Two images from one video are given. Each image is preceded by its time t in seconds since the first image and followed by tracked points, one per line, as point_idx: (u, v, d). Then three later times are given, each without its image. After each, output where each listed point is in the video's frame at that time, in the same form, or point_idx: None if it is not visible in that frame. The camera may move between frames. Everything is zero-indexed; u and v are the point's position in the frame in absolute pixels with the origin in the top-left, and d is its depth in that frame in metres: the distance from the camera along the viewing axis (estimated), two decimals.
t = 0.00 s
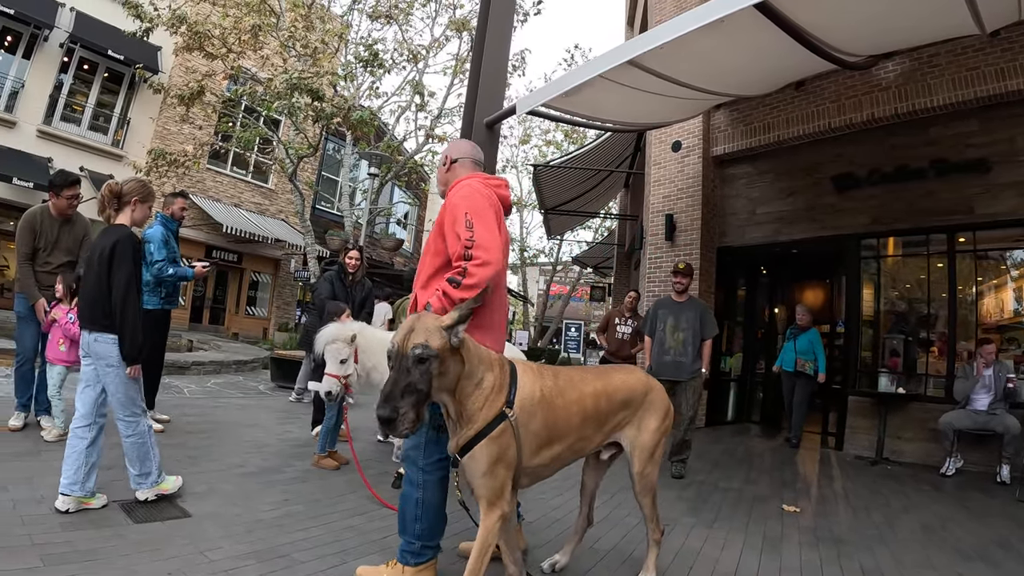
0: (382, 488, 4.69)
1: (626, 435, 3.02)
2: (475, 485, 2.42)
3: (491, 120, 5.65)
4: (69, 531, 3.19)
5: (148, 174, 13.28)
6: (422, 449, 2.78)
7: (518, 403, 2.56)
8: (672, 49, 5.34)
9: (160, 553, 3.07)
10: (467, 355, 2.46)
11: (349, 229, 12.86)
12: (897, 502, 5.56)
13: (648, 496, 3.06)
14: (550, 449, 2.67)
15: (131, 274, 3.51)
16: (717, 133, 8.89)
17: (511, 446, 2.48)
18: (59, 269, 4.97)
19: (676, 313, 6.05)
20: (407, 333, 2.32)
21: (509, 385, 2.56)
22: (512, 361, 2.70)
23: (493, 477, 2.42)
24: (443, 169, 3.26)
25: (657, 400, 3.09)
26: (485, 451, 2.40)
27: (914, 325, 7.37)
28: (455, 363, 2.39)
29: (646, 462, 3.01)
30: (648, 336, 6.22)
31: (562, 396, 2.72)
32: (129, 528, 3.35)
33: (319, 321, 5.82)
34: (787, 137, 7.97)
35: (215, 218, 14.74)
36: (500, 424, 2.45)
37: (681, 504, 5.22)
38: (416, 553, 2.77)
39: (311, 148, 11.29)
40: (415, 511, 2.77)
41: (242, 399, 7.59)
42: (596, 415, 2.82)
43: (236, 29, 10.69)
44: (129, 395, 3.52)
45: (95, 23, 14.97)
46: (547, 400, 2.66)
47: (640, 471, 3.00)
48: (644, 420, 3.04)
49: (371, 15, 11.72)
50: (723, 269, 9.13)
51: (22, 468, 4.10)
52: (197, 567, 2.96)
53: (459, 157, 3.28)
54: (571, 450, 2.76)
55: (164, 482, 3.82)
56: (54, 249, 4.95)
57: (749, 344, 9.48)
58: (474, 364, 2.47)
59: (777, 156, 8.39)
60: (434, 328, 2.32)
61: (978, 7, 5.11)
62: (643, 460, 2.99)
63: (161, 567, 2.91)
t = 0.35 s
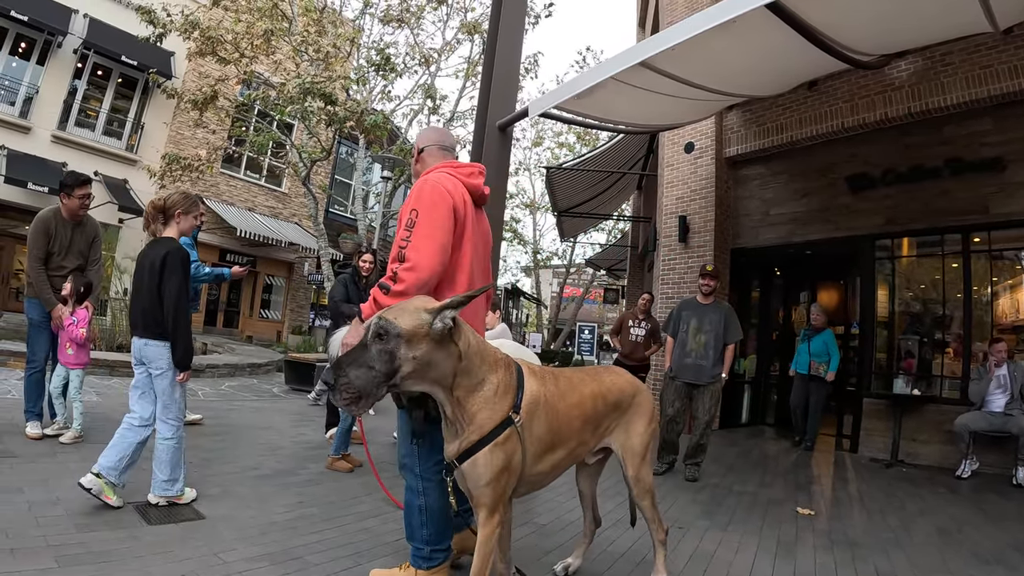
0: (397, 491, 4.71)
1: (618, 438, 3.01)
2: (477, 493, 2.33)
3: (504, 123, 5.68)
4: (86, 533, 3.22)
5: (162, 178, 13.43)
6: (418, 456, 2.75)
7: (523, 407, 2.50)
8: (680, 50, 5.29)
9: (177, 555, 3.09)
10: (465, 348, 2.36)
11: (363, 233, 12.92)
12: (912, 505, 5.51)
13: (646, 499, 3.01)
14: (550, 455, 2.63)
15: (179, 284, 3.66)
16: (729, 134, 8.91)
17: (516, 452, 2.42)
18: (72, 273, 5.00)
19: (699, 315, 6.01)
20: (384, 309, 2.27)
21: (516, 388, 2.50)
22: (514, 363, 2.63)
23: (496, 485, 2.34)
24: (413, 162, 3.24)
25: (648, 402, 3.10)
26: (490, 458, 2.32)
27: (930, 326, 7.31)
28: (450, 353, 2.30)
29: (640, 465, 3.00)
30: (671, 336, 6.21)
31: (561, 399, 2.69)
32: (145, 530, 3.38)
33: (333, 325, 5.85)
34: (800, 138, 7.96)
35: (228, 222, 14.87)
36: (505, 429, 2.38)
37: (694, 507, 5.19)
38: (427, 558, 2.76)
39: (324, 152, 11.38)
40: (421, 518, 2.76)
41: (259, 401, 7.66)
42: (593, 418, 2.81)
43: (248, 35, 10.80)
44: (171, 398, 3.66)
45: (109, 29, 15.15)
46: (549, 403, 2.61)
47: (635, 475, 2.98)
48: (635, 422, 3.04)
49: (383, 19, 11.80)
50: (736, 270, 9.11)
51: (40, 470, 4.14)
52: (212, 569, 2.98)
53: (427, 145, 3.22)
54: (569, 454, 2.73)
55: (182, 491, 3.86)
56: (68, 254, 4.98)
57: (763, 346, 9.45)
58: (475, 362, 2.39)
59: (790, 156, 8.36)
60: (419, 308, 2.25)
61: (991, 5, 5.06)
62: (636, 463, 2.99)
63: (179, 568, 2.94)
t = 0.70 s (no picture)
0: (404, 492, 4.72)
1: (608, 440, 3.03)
2: (474, 498, 2.28)
3: (508, 124, 5.69)
4: (92, 534, 3.23)
5: (167, 180, 13.48)
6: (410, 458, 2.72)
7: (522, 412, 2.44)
8: (684, 50, 5.27)
9: (184, 556, 3.10)
10: (443, 341, 2.29)
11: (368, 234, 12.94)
12: (919, 506, 5.49)
13: (640, 500, 3.05)
14: (545, 459, 2.60)
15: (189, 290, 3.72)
16: (734, 134, 8.91)
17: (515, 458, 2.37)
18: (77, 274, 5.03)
19: (710, 315, 6.01)
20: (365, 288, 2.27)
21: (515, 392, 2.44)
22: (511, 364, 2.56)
23: (494, 491, 2.29)
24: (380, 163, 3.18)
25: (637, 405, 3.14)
26: (489, 463, 2.26)
27: (936, 326, 7.29)
28: (423, 340, 2.25)
29: (631, 468, 3.01)
30: (680, 336, 6.20)
31: (556, 403, 2.66)
32: (152, 531, 3.39)
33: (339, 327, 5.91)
34: (805, 137, 7.94)
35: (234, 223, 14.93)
36: (505, 435, 2.32)
37: (700, 509, 5.19)
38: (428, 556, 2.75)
39: (329, 154, 11.42)
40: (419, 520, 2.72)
41: (265, 402, 7.68)
42: (585, 420, 2.81)
43: (253, 37, 10.84)
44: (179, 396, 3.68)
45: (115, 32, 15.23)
46: (545, 407, 2.58)
47: (627, 479, 2.99)
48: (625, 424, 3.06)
49: (388, 21, 11.82)
50: (741, 269, 9.11)
51: (47, 471, 4.17)
52: (217, 569, 2.99)
53: (394, 147, 3.16)
54: (562, 458, 2.72)
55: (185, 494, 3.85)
56: (72, 255, 5.00)
57: (769, 346, 9.43)
58: (460, 361, 2.29)
59: (795, 157, 8.35)
60: (393, 293, 2.22)
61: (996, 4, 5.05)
62: (627, 466, 3.00)
63: (185, 569, 2.94)
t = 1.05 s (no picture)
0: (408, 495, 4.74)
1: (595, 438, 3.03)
2: (469, 504, 2.26)
3: (513, 125, 5.69)
4: (97, 535, 3.24)
5: (172, 181, 13.53)
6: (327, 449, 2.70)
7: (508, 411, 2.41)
8: (688, 51, 5.28)
9: (189, 557, 3.10)
10: (408, 348, 2.29)
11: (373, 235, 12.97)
12: (924, 507, 5.48)
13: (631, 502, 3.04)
14: (536, 459, 2.58)
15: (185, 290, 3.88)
16: (739, 134, 8.91)
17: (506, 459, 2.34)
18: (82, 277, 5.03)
19: (716, 316, 5.98)
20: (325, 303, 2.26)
21: (497, 392, 2.41)
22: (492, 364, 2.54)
23: (484, 494, 2.27)
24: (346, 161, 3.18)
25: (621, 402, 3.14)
26: (478, 466, 2.25)
27: (941, 327, 7.28)
28: (386, 349, 2.25)
29: (619, 466, 3.00)
30: (686, 338, 6.18)
31: (542, 401, 2.64)
32: (156, 532, 3.39)
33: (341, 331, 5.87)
34: (809, 138, 7.93)
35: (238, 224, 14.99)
36: (491, 437, 2.29)
37: (705, 510, 5.18)
38: (400, 536, 2.76)
39: (334, 155, 11.45)
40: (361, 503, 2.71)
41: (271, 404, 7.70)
42: (571, 418, 2.80)
43: (257, 39, 10.88)
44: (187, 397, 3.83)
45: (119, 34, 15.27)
46: (532, 407, 2.55)
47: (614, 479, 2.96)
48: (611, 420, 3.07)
49: (391, 22, 11.85)
50: (746, 270, 9.10)
51: (53, 472, 4.19)
52: (223, 570, 3.00)
53: (360, 146, 3.18)
54: (553, 457, 2.70)
55: (188, 495, 3.86)
56: (79, 258, 5.00)
57: (773, 347, 9.42)
58: (429, 365, 2.30)
59: (800, 157, 8.35)
60: (353, 305, 2.22)
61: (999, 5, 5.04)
62: (618, 465, 2.99)
63: (191, 570, 2.95)
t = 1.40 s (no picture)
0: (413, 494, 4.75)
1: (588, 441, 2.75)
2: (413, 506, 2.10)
3: (516, 125, 5.71)
4: (102, 535, 3.25)
5: (176, 181, 13.56)
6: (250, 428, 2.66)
7: (456, 410, 2.20)
8: (692, 50, 5.27)
9: (194, 557, 3.11)
10: (348, 334, 2.19)
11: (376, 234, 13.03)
12: (928, 507, 5.46)
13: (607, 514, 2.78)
14: (504, 461, 2.34)
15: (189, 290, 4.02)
16: (742, 133, 8.89)
17: (454, 461, 2.14)
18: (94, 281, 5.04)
19: (721, 317, 5.96)
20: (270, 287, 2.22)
21: (442, 387, 2.22)
22: (447, 359, 2.33)
23: (430, 498, 2.09)
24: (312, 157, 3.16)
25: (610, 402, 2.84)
26: (417, 468, 2.07)
27: (945, 325, 7.26)
28: (322, 333, 2.17)
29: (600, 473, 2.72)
30: (690, 339, 6.14)
31: (512, 400, 2.37)
32: (161, 532, 3.40)
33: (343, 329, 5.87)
34: (813, 136, 7.92)
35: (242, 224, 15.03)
36: (430, 437, 2.10)
37: (709, 509, 5.17)
38: (269, 545, 2.62)
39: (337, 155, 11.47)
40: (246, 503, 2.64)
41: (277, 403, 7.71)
42: (552, 419, 2.52)
43: (261, 39, 10.89)
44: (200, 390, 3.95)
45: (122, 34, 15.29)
46: (495, 407, 2.30)
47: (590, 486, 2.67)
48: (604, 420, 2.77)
49: (394, 22, 11.86)
50: (750, 269, 9.10)
51: (57, 471, 4.20)
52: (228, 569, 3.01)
53: (325, 141, 3.16)
54: (527, 460, 2.44)
55: (188, 487, 3.93)
56: (92, 260, 5.02)
57: (777, 346, 9.41)
58: (367, 353, 2.19)
59: (804, 156, 8.33)
60: (288, 290, 2.16)
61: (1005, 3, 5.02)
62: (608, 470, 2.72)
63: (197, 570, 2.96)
